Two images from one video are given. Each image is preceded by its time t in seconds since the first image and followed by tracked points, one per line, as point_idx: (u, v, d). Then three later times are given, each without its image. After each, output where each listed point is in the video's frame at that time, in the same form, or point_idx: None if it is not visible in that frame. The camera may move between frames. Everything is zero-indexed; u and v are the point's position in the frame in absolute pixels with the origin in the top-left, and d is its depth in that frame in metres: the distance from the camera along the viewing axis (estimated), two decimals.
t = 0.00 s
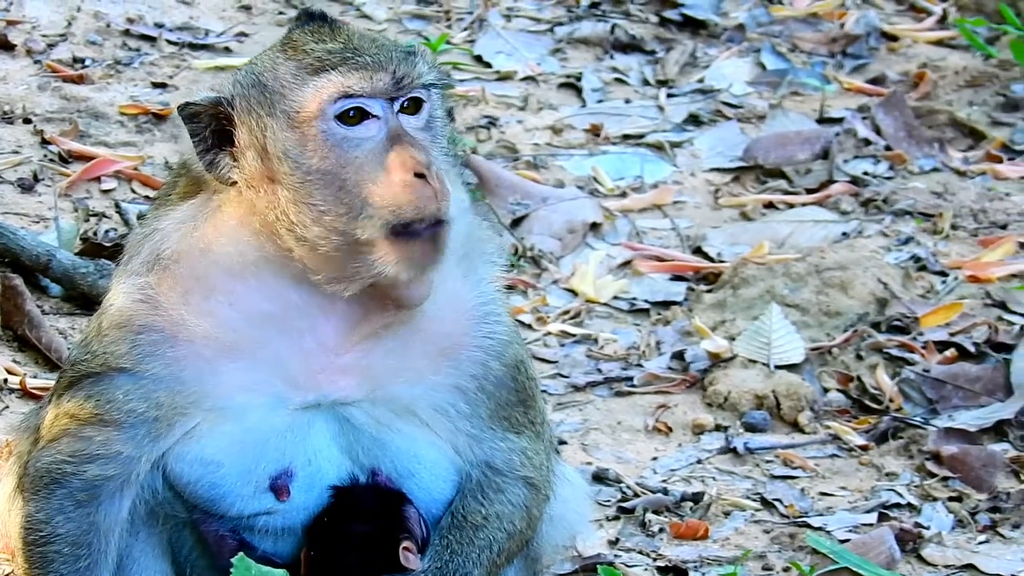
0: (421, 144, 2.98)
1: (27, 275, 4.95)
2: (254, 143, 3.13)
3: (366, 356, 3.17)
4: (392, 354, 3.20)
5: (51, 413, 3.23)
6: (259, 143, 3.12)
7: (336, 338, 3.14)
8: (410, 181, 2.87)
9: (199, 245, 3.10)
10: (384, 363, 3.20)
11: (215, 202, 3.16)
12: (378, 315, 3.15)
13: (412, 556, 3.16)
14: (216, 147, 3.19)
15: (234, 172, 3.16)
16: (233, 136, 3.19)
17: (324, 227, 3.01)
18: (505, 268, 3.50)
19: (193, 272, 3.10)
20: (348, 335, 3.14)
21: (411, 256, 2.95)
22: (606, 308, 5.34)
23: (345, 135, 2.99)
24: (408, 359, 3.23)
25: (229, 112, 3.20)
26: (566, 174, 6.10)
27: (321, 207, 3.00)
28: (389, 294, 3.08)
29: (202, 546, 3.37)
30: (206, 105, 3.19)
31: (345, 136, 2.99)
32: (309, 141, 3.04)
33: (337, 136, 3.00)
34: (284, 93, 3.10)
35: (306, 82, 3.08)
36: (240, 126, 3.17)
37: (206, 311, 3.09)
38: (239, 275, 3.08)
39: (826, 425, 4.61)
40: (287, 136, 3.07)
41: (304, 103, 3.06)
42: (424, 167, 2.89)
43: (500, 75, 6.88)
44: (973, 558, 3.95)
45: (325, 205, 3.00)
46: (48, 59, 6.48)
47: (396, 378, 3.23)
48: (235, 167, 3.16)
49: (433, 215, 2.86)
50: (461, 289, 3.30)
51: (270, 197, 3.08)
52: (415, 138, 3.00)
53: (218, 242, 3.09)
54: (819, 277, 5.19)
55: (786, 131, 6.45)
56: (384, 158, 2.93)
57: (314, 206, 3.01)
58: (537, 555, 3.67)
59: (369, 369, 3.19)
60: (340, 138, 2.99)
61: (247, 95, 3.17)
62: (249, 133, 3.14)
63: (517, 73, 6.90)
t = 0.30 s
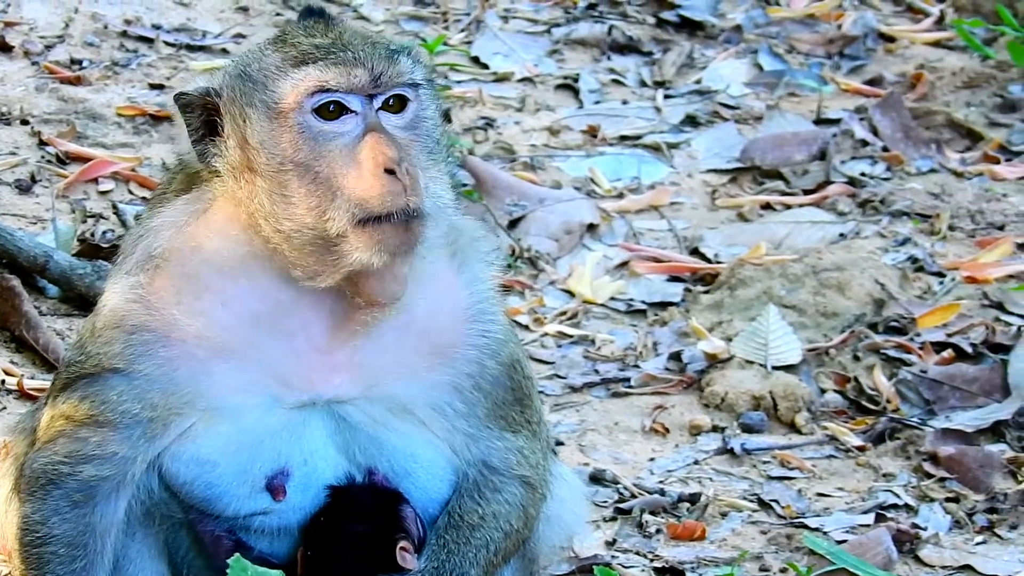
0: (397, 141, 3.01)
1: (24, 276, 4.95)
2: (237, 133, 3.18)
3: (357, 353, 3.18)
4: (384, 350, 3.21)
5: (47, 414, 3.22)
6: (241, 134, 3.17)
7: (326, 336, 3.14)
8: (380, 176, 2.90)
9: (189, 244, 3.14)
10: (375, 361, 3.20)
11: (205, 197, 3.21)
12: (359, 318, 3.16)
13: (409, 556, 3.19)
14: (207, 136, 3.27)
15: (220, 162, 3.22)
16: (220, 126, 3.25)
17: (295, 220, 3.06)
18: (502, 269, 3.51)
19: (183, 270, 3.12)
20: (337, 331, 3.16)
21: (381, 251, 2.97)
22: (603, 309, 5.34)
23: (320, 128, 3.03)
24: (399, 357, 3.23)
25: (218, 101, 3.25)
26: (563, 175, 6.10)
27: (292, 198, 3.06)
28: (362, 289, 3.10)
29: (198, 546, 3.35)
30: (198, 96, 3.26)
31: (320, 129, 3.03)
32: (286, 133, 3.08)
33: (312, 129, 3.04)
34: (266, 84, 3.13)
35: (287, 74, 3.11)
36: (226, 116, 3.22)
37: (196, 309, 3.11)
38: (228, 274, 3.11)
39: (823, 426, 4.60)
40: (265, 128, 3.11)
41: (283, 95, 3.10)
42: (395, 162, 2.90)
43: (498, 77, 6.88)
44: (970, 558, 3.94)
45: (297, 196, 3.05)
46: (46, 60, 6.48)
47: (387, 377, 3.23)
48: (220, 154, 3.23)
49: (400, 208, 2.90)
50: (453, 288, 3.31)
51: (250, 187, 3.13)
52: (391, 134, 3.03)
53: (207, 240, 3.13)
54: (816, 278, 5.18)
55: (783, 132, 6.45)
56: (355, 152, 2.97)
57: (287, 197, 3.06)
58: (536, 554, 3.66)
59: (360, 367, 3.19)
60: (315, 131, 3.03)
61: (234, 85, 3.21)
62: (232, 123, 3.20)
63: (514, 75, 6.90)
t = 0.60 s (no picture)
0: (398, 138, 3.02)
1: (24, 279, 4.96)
2: (236, 132, 3.19)
3: (357, 354, 3.19)
4: (384, 350, 3.21)
5: (47, 417, 3.22)
6: (241, 133, 3.17)
7: (325, 337, 3.16)
8: (384, 172, 2.90)
9: (189, 245, 3.14)
10: (375, 361, 3.21)
11: (205, 198, 3.21)
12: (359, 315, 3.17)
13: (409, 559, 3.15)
14: (207, 136, 3.27)
15: (219, 162, 3.22)
16: (219, 126, 3.25)
17: (299, 219, 3.06)
18: (502, 272, 3.51)
19: (183, 271, 3.12)
20: (337, 332, 3.17)
21: (385, 247, 2.98)
22: (603, 312, 5.34)
23: (323, 127, 3.03)
24: (399, 359, 3.24)
25: (216, 103, 3.25)
26: (563, 178, 6.10)
27: (296, 196, 3.06)
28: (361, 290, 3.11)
29: (198, 549, 3.34)
30: (197, 97, 3.26)
31: (323, 127, 3.03)
32: (288, 132, 3.08)
33: (315, 127, 3.04)
34: (265, 83, 3.14)
35: (287, 73, 3.12)
36: (225, 116, 3.22)
37: (196, 311, 3.12)
38: (228, 275, 3.12)
39: (823, 428, 4.60)
40: (266, 127, 3.12)
41: (284, 94, 3.10)
42: (398, 159, 2.91)
43: (498, 79, 6.88)
44: (970, 561, 3.94)
45: (301, 195, 3.05)
46: (46, 63, 6.48)
47: (387, 379, 3.24)
48: (220, 155, 3.23)
49: (403, 207, 2.91)
50: (453, 290, 3.32)
51: (251, 187, 3.13)
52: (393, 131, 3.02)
53: (208, 241, 3.13)
54: (816, 280, 5.18)
55: (783, 134, 6.45)
56: (359, 150, 2.97)
57: (291, 196, 3.06)
58: (536, 556, 3.66)
59: (360, 368, 3.20)
60: (318, 129, 3.03)
61: (233, 85, 3.21)
62: (232, 123, 3.20)
63: (514, 77, 6.90)
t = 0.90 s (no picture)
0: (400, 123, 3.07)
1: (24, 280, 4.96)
2: (237, 130, 3.21)
3: (358, 352, 3.18)
4: (386, 346, 3.21)
5: (47, 418, 3.22)
6: (242, 130, 3.20)
7: (328, 333, 3.17)
8: (392, 157, 2.95)
9: (189, 245, 3.13)
10: (377, 358, 3.21)
11: (205, 199, 3.20)
12: (364, 307, 3.19)
13: (408, 559, 3.18)
14: (207, 139, 3.27)
15: (220, 163, 3.23)
16: (219, 127, 3.26)
17: (306, 210, 3.10)
18: (502, 272, 3.51)
19: (184, 272, 3.12)
20: (340, 326, 3.18)
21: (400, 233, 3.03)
22: (603, 313, 5.34)
23: (326, 117, 3.07)
24: (399, 357, 3.24)
25: (213, 104, 3.26)
26: (563, 179, 6.10)
27: (302, 188, 3.10)
28: (379, 281, 3.12)
29: (199, 550, 3.35)
30: (194, 102, 3.26)
31: (325, 118, 3.08)
32: (291, 125, 3.13)
33: (318, 118, 3.09)
34: (264, 79, 3.18)
35: (285, 67, 3.16)
36: (225, 116, 3.24)
37: (197, 310, 3.12)
38: (229, 274, 3.11)
39: (823, 429, 4.60)
40: (268, 122, 3.16)
41: (284, 88, 3.15)
42: (404, 144, 2.97)
43: (498, 80, 6.88)
44: (970, 561, 3.94)
45: (306, 187, 3.09)
46: (46, 64, 6.48)
47: (388, 377, 3.24)
48: (220, 155, 3.23)
49: (412, 192, 2.95)
50: (453, 289, 3.32)
51: (254, 184, 3.16)
52: (395, 118, 3.07)
53: (208, 240, 3.13)
54: (816, 281, 5.19)
55: (783, 135, 6.45)
56: (364, 138, 3.01)
57: (297, 189, 3.11)
58: (535, 557, 3.65)
59: (363, 364, 3.20)
60: (321, 119, 3.08)
61: (231, 85, 3.24)
62: (232, 121, 3.22)
63: (514, 78, 6.91)
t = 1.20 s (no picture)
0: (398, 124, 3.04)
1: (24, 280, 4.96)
2: (236, 131, 3.20)
3: (357, 351, 3.18)
4: (386, 346, 3.21)
5: (47, 418, 3.22)
6: (240, 131, 3.19)
7: (327, 333, 3.16)
8: (390, 158, 2.93)
9: (189, 245, 3.13)
10: (376, 358, 3.21)
11: (204, 199, 3.20)
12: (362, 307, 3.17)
13: (408, 558, 3.16)
14: (206, 141, 3.27)
15: (219, 164, 3.23)
16: (216, 129, 3.26)
17: (306, 212, 3.07)
18: (501, 272, 3.51)
19: (184, 271, 3.12)
20: (342, 325, 3.17)
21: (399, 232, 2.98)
22: (603, 313, 5.34)
23: (324, 118, 3.06)
24: (400, 357, 3.24)
25: (212, 105, 3.27)
26: (563, 179, 6.10)
27: (301, 189, 3.08)
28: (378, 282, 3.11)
29: (198, 550, 3.35)
30: (190, 104, 3.28)
31: (323, 119, 3.06)
32: (289, 126, 3.11)
33: (315, 119, 3.07)
34: (263, 80, 3.17)
35: (283, 69, 3.15)
36: (223, 117, 3.24)
37: (197, 310, 3.12)
38: (229, 274, 3.11)
39: (823, 429, 4.60)
40: (267, 123, 3.14)
41: (282, 90, 3.14)
42: (402, 144, 2.94)
43: (498, 80, 6.88)
44: (970, 561, 3.94)
45: (305, 188, 3.07)
46: (46, 64, 6.48)
47: (388, 376, 3.24)
48: (219, 156, 3.23)
49: (413, 191, 2.93)
50: (453, 289, 3.32)
51: (253, 185, 3.14)
52: (393, 120, 3.05)
53: (209, 240, 3.13)
54: (816, 281, 5.18)
55: (783, 135, 6.45)
56: (363, 139, 2.99)
57: (296, 190, 3.08)
58: (536, 557, 3.65)
59: (362, 364, 3.19)
60: (319, 121, 3.06)
61: (230, 86, 3.23)
62: (231, 122, 3.21)
63: (514, 78, 6.91)
